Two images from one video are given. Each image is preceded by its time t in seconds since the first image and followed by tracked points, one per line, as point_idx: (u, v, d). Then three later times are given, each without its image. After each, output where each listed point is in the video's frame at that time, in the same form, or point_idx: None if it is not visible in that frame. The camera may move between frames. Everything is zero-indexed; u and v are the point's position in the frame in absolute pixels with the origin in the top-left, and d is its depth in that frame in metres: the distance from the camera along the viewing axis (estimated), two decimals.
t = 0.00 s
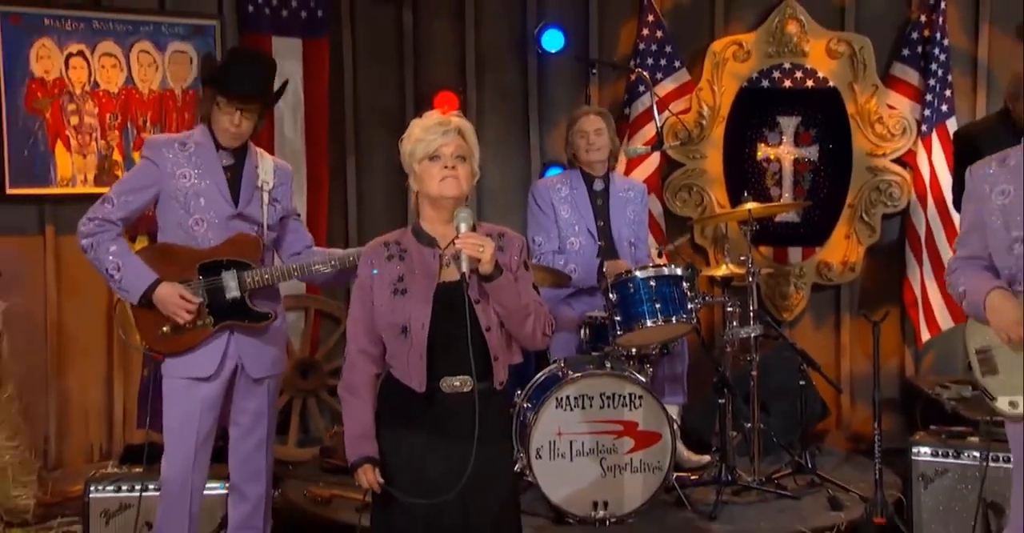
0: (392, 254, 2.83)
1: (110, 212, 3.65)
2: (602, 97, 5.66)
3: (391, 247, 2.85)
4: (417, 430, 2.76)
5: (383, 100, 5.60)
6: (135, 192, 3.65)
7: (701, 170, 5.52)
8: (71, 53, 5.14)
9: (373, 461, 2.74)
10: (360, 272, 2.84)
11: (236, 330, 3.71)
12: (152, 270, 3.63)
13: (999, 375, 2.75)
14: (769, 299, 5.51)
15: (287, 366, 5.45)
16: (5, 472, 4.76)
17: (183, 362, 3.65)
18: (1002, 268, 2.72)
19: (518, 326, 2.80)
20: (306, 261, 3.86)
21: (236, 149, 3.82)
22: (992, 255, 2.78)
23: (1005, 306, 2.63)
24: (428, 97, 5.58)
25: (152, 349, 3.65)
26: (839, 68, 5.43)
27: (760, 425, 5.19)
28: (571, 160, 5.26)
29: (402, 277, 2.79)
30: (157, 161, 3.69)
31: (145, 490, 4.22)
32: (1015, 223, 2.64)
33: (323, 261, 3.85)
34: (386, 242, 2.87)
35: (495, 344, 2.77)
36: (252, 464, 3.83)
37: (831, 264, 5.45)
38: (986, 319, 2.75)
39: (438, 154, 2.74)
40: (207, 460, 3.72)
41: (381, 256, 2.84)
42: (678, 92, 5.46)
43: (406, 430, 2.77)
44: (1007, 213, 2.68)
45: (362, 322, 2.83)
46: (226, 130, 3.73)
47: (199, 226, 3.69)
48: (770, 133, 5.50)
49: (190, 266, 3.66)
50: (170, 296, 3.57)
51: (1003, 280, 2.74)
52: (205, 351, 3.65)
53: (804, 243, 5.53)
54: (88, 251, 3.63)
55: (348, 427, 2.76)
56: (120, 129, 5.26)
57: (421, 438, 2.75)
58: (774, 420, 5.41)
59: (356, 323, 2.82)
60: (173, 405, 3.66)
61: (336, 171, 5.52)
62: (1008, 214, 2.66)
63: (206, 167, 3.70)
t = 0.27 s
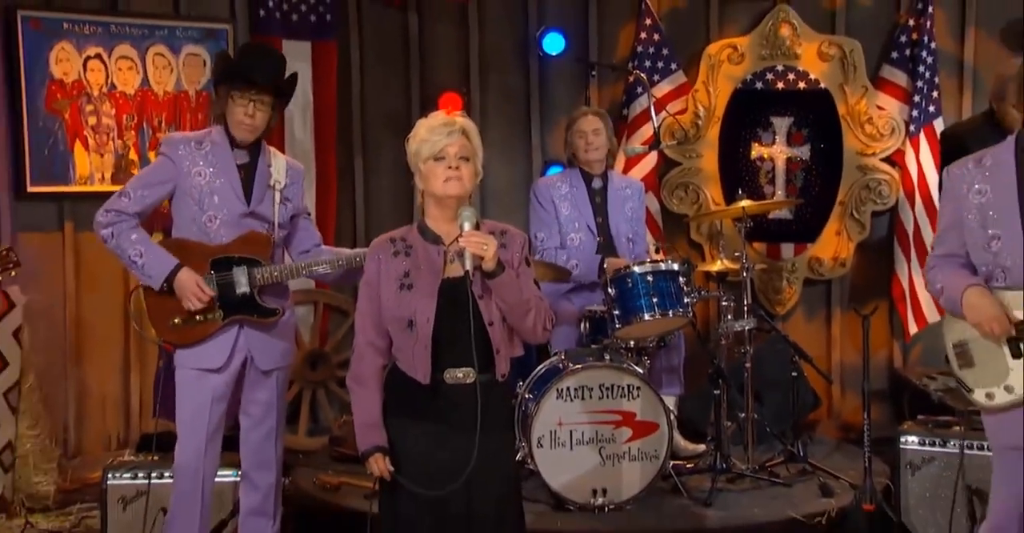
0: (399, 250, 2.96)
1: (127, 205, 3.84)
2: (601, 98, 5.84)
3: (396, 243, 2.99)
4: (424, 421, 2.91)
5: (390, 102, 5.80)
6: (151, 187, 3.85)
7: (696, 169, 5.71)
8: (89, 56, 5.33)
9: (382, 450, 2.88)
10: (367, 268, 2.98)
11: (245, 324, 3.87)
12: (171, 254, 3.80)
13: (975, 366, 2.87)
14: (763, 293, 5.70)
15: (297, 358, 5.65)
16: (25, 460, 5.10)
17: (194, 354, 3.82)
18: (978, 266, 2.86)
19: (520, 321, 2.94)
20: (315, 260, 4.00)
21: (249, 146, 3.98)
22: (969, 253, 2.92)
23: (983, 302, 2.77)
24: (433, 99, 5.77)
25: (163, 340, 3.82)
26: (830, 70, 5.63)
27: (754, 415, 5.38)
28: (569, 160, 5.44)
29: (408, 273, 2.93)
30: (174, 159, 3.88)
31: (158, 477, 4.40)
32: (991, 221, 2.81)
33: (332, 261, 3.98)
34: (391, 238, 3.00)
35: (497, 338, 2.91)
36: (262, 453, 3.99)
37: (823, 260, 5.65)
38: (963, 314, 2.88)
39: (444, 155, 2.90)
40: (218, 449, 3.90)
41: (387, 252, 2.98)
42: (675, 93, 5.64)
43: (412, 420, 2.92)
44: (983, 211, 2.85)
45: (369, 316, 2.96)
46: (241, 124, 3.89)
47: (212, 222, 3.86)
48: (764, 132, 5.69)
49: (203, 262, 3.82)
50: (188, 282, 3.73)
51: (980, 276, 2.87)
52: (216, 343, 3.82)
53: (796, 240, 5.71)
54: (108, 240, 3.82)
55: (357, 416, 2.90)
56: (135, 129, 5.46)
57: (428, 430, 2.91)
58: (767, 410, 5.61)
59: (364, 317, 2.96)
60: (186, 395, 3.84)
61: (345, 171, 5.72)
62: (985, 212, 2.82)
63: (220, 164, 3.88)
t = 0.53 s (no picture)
0: (404, 246, 3.06)
1: (142, 203, 3.98)
2: (601, 99, 6.04)
3: (401, 238, 3.07)
4: (427, 412, 2.99)
5: (396, 103, 6.03)
6: (166, 186, 3.99)
7: (692, 167, 5.92)
8: (106, 58, 5.52)
9: (387, 439, 2.96)
10: (373, 263, 3.06)
11: (257, 318, 4.00)
12: (187, 247, 3.95)
13: (957, 355, 3.00)
14: (757, 287, 5.92)
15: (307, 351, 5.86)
16: (46, 448, 5.35)
17: (208, 346, 3.97)
18: (961, 256, 3.02)
19: (521, 315, 3.03)
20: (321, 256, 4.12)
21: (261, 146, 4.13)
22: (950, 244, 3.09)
23: (966, 293, 2.91)
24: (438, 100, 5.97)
25: (178, 333, 3.96)
26: (821, 72, 5.82)
27: (748, 405, 5.55)
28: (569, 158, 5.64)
29: (413, 268, 3.02)
30: (187, 158, 4.01)
31: (175, 465, 4.55)
32: (974, 213, 2.96)
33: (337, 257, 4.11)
34: (396, 234, 3.08)
35: (499, 331, 3.01)
36: (273, 443, 4.14)
37: (815, 255, 5.85)
38: (946, 303, 3.02)
39: (448, 157, 2.97)
40: (230, 439, 4.05)
41: (392, 247, 3.06)
42: (672, 94, 5.83)
43: (416, 411, 3.00)
44: (966, 205, 3.00)
45: (374, 309, 3.05)
46: (252, 124, 4.04)
47: (224, 219, 4.01)
48: (758, 132, 5.87)
49: (217, 257, 3.96)
50: (205, 271, 3.87)
51: (961, 267, 3.03)
52: (229, 336, 3.96)
53: (790, 236, 5.91)
54: (125, 236, 3.96)
55: (363, 407, 2.99)
56: (151, 129, 5.66)
57: (432, 419, 2.99)
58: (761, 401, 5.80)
59: (370, 310, 3.05)
60: (201, 386, 3.99)
61: (353, 169, 5.93)
62: (968, 206, 2.97)
63: (232, 164, 4.02)
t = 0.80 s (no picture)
0: (409, 240, 3.16)
1: (156, 201, 4.07)
2: (601, 98, 6.23)
3: (406, 233, 3.17)
4: (431, 401, 3.11)
5: (402, 104, 6.24)
6: (180, 184, 4.08)
7: (689, 165, 6.10)
8: (123, 59, 5.72)
9: (393, 428, 3.07)
10: (378, 257, 3.16)
11: (270, 310, 4.10)
12: (202, 243, 4.04)
13: (948, 345, 3.15)
14: (752, 282, 6.11)
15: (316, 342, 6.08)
16: (65, 437, 5.53)
17: (224, 338, 4.07)
18: (956, 249, 3.14)
19: (521, 306, 3.15)
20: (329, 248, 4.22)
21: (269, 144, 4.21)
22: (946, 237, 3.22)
23: (960, 282, 3.04)
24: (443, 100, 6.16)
25: (194, 326, 4.06)
26: (814, 73, 6.01)
27: (742, 395, 5.73)
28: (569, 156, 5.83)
29: (417, 261, 3.12)
30: (199, 157, 4.10)
31: (189, 452, 4.71)
32: (969, 208, 3.07)
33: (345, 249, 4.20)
34: (401, 229, 3.19)
35: (501, 322, 3.12)
36: (285, 432, 4.22)
37: (808, 250, 6.04)
38: (941, 293, 3.15)
39: (453, 163, 3.04)
40: (244, 428, 4.13)
41: (397, 241, 3.16)
42: (670, 94, 6.02)
43: (421, 400, 3.11)
44: (961, 199, 3.10)
45: (379, 301, 3.14)
46: (260, 124, 4.11)
47: (236, 215, 4.10)
48: (753, 131, 6.07)
49: (230, 251, 4.05)
50: (220, 262, 3.97)
51: (957, 259, 3.15)
52: (242, 329, 4.06)
53: (783, 231, 6.10)
54: (142, 235, 4.06)
55: (369, 396, 3.09)
56: (165, 128, 5.85)
57: (435, 408, 3.11)
58: (755, 391, 6.00)
59: (375, 302, 3.14)
60: (215, 376, 4.10)
61: (361, 165, 6.16)
62: (963, 200, 3.08)
63: (242, 162, 4.10)
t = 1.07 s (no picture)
0: (412, 237, 3.32)
1: (169, 200, 4.21)
2: (601, 98, 6.41)
3: (410, 230, 3.34)
4: (433, 393, 3.24)
5: (407, 104, 6.42)
6: (191, 183, 4.21)
7: (686, 163, 6.28)
8: (136, 60, 5.88)
9: (398, 419, 3.22)
10: (383, 253, 3.33)
11: (279, 304, 4.25)
12: (213, 240, 4.19)
13: (945, 336, 3.31)
14: (748, 276, 6.29)
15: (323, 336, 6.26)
16: (81, 425, 5.73)
17: (235, 331, 4.21)
18: (954, 241, 3.29)
19: (523, 299, 3.29)
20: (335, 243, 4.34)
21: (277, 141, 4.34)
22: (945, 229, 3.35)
23: (960, 273, 3.18)
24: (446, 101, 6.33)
25: (207, 319, 4.21)
26: (808, 74, 6.18)
27: (737, 387, 5.90)
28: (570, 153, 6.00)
29: (420, 257, 3.29)
30: (210, 156, 4.23)
31: (202, 442, 4.86)
32: (968, 201, 3.22)
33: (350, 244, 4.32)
34: (405, 225, 3.35)
35: (504, 315, 3.26)
36: (293, 422, 4.36)
37: (802, 246, 6.21)
38: (940, 284, 3.30)
39: (457, 160, 3.19)
40: (254, 418, 4.27)
41: (401, 238, 3.33)
42: (668, 94, 6.20)
43: (424, 392, 3.26)
44: (961, 193, 3.25)
45: (384, 295, 3.32)
46: (270, 122, 4.25)
47: (247, 212, 4.24)
48: (748, 130, 6.25)
49: (241, 247, 4.21)
50: (231, 259, 4.12)
51: (955, 251, 3.29)
52: (252, 322, 4.21)
53: (777, 228, 6.28)
54: (154, 232, 4.19)
55: (373, 389, 3.25)
56: (177, 127, 6.02)
57: (438, 400, 3.23)
58: (750, 383, 6.18)
59: (380, 296, 3.32)
60: (226, 368, 4.24)
61: (367, 164, 6.34)
62: (963, 193, 3.22)
63: (251, 160, 4.24)
